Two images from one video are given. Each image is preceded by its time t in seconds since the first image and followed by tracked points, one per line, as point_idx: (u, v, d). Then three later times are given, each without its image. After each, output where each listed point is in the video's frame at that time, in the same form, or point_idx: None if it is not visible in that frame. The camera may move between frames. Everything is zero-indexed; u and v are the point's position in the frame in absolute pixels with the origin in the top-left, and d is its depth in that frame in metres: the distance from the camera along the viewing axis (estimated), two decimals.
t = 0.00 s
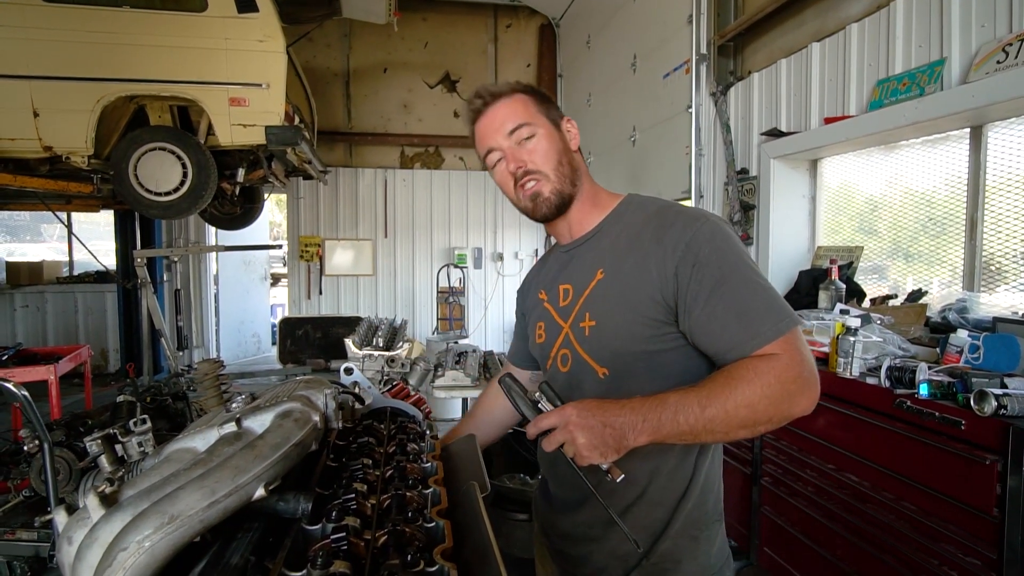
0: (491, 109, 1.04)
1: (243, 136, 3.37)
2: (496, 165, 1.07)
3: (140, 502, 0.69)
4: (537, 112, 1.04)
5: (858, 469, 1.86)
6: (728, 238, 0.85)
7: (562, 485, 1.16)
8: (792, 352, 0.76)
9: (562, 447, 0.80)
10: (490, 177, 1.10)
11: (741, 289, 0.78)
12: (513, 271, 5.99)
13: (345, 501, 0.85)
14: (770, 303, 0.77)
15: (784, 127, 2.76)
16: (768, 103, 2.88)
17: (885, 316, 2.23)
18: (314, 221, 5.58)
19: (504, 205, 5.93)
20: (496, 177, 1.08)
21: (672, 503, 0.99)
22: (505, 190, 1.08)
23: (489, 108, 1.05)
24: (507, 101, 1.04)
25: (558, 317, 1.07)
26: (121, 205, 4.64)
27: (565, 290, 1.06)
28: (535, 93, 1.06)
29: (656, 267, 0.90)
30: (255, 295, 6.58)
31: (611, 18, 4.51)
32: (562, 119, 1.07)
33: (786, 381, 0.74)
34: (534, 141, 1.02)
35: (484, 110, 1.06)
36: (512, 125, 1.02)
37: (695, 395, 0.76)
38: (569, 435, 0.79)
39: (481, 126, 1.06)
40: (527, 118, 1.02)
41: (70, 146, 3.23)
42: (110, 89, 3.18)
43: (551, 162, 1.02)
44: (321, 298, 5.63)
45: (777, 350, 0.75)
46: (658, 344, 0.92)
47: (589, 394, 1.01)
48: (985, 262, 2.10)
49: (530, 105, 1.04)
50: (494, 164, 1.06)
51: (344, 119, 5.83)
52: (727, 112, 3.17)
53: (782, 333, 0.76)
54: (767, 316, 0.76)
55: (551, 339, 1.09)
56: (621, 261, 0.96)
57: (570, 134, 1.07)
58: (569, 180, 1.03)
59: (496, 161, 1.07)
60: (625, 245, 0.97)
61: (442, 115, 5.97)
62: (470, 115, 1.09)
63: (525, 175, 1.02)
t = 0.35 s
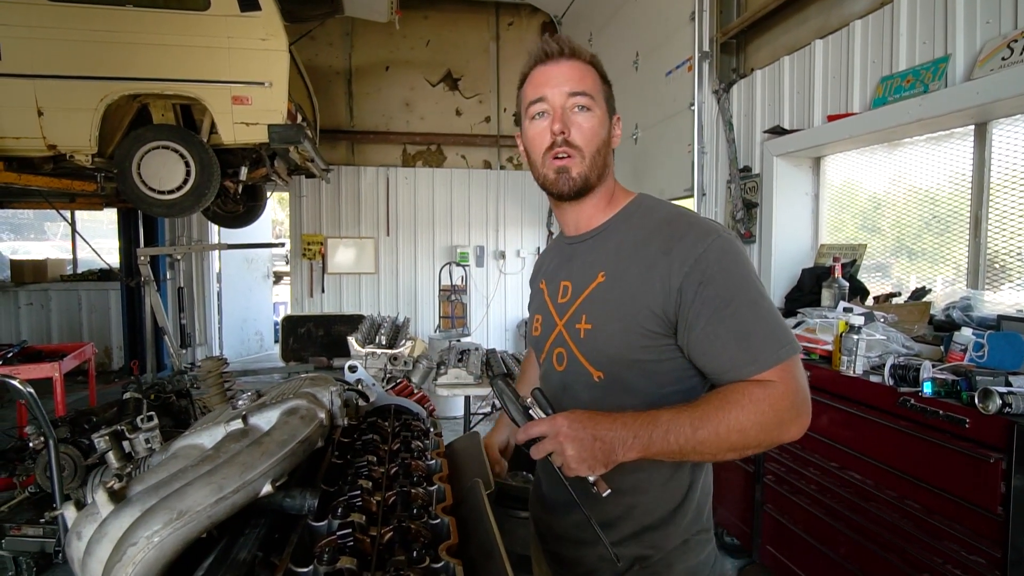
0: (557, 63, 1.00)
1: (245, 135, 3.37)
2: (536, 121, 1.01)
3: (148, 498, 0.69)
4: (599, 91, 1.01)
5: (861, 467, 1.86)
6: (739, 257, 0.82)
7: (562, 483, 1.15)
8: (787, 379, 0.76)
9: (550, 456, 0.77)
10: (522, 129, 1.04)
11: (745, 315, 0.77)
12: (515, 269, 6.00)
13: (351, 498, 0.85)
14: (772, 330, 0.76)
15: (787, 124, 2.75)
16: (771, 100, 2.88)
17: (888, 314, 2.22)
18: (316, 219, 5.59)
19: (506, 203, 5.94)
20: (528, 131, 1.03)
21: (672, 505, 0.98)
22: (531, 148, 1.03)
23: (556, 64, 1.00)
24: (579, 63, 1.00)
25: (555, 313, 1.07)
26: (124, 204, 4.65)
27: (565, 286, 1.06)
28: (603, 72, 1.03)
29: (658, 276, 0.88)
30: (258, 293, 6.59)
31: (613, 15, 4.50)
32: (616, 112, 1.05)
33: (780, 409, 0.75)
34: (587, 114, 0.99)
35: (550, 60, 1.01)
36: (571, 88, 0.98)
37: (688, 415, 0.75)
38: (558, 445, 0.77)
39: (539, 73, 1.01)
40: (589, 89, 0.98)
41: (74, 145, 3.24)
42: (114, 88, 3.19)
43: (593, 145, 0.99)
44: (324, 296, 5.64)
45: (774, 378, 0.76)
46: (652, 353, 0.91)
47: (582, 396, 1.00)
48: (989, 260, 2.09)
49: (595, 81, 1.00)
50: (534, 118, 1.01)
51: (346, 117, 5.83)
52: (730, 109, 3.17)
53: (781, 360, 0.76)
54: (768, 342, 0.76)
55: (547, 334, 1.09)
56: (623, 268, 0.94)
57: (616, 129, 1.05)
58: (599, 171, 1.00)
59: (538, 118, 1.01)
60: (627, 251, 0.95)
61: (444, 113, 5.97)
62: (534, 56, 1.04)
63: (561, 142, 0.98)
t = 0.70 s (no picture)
0: (571, 65, 0.96)
1: (250, 135, 3.39)
2: (550, 128, 1.00)
3: (155, 496, 0.70)
4: (615, 93, 0.98)
5: (865, 467, 1.86)
6: (751, 270, 0.82)
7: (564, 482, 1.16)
8: (792, 398, 0.76)
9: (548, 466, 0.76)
10: (536, 134, 1.03)
11: (754, 330, 0.77)
12: (519, 268, 6.01)
13: (355, 496, 0.86)
14: (780, 347, 0.76)
15: (791, 124, 2.75)
16: (775, 100, 2.87)
17: (892, 313, 2.22)
18: (320, 219, 5.61)
19: (509, 203, 5.95)
20: (542, 137, 1.01)
21: (671, 507, 0.98)
22: (545, 154, 1.03)
23: (570, 65, 0.97)
24: (592, 64, 0.96)
25: (563, 312, 1.07)
26: (129, 203, 4.67)
27: (574, 285, 1.06)
28: (619, 70, 0.99)
29: (667, 283, 0.88)
30: (263, 293, 6.62)
31: (616, 15, 4.50)
32: (631, 109, 1.03)
33: (784, 427, 0.75)
34: (603, 122, 0.97)
35: (563, 59, 0.98)
36: (587, 95, 0.96)
37: (691, 429, 0.75)
38: (556, 453, 0.76)
39: (551, 75, 0.98)
40: (606, 95, 0.96)
41: (80, 145, 3.25)
42: (119, 88, 3.20)
43: (607, 154, 0.98)
44: (327, 296, 5.65)
45: (779, 397, 0.76)
46: (655, 360, 0.91)
47: (583, 397, 1.01)
48: (994, 260, 2.09)
49: (611, 81, 0.97)
50: (547, 124, 1.00)
51: (350, 117, 5.84)
52: (733, 109, 3.16)
53: (789, 377, 0.76)
54: (777, 358, 0.76)
55: (552, 331, 1.10)
56: (633, 273, 0.95)
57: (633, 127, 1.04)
58: (613, 180, 1.00)
59: (552, 125, 0.99)
60: (637, 256, 0.95)
61: (448, 113, 5.98)
62: (545, 52, 1.00)
63: (576, 154, 0.98)
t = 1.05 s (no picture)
0: (567, 74, 0.96)
1: (250, 139, 3.40)
2: (548, 137, 1.00)
3: (158, 499, 0.71)
4: (612, 99, 0.98)
5: (866, 470, 1.86)
6: (754, 272, 0.83)
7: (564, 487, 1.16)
8: (801, 398, 0.77)
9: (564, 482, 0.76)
10: (533, 143, 1.03)
11: (761, 333, 0.78)
12: (519, 272, 6.02)
13: (357, 500, 0.86)
14: (787, 347, 0.77)
15: (790, 127, 2.76)
16: (774, 104, 2.89)
17: (893, 316, 2.22)
18: (321, 223, 5.62)
19: (510, 207, 5.96)
20: (540, 146, 1.02)
21: (672, 510, 0.98)
22: (543, 163, 1.03)
23: (567, 73, 0.96)
24: (588, 72, 0.96)
25: (563, 319, 1.08)
26: (130, 208, 4.69)
27: (574, 291, 1.07)
28: (616, 75, 0.99)
29: (672, 288, 0.89)
30: (263, 297, 6.63)
31: (616, 19, 4.52)
32: (629, 113, 1.03)
33: (796, 427, 0.75)
34: (600, 130, 0.97)
35: (558, 67, 0.97)
36: (584, 104, 0.96)
37: (705, 436, 0.75)
38: (572, 469, 0.75)
39: (548, 84, 0.98)
40: (602, 104, 0.96)
41: (81, 150, 3.26)
42: (120, 94, 3.22)
43: (605, 163, 0.99)
44: (328, 300, 5.66)
45: (789, 397, 0.76)
46: (660, 366, 0.92)
47: (586, 405, 1.01)
48: (994, 262, 2.09)
49: (609, 88, 0.97)
50: (545, 133, 1.00)
51: (350, 121, 5.86)
52: (732, 112, 3.18)
53: (796, 377, 0.77)
54: (784, 359, 0.77)
55: (552, 338, 1.10)
56: (636, 278, 0.95)
57: (630, 132, 1.04)
58: (611, 188, 1.01)
59: (550, 134, 1.00)
60: (640, 261, 0.96)
61: (448, 117, 6.00)
62: (540, 59, 0.99)
63: (574, 164, 0.98)
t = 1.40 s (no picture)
0: (579, 76, 0.97)
1: (250, 142, 3.41)
2: (554, 135, 1.01)
3: (159, 500, 0.71)
4: (622, 105, 0.98)
5: (863, 472, 1.87)
6: (756, 274, 0.85)
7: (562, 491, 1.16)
8: (799, 399, 0.78)
9: (561, 471, 0.74)
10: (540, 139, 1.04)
11: (760, 332, 0.79)
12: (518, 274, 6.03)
13: (356, 500, 0.87)
14: (786, 348, 0.79)
15: (789, 131, 2.78)
16: (772, 107, 2.90)
17: (890, 318, 2.23)
18: (320, 225, 5.62)
19: (509, 210, 5.97)
20: (546, 142, 1.03)
21: (672, 512, 0.99)
22: (547, 159, 1.04)
23: (579, 75, 0.97)
24: (602, 75, 0.96)
25: (562, 317, 1.08)
26: (129, 211, 4.69)
27: (574, 289, 1.07)
28: (630, 82, 0.99)
29: (675, 286, 0.90)
30: (262, 299, 6.63)
31: (615, 23, 4.54)
32: (641, 119, 1.02)
33: (793, 428, 0.76)
34: (605, 135, 0.98)
35: (571, 68, 0.98)
36: (591, 108, 0.96)
37: (704, 431, 0.75)
38: (570, 458, 0.73)
39: (560, 84, 0.99)
40: (610, 110, 0.96)
41: (81, 153, 3.27)
42: (120, 97, 3.23)
43: (606, 168, 0.99)
44: (327, 302, 5.67)
45: (786, 397, 0.77)
46: (660, 363, 0.93)
47: (585, 403, 1.01)
48: (991, 265, 2.10)
49: (620, 94, 0.97)
50: (551, 131, 1.01)
51: (350, 124, 5.87)
52: (731, 116, 3.19)
53: (794, 379, 0.78)
54: (782, 359, 0.78)
55: (550, 336, 1.10)
56: (639, 277, 0.96)
57: (640, 139, 1.03)
58: (610, 193, 1.01)
59: (556, 132, 1.01)
60: (643, 260, 0.97)
61: (447, 120, 6.02)
62: (556, 58, 1.00)
63: (574, 166, 0.99)
